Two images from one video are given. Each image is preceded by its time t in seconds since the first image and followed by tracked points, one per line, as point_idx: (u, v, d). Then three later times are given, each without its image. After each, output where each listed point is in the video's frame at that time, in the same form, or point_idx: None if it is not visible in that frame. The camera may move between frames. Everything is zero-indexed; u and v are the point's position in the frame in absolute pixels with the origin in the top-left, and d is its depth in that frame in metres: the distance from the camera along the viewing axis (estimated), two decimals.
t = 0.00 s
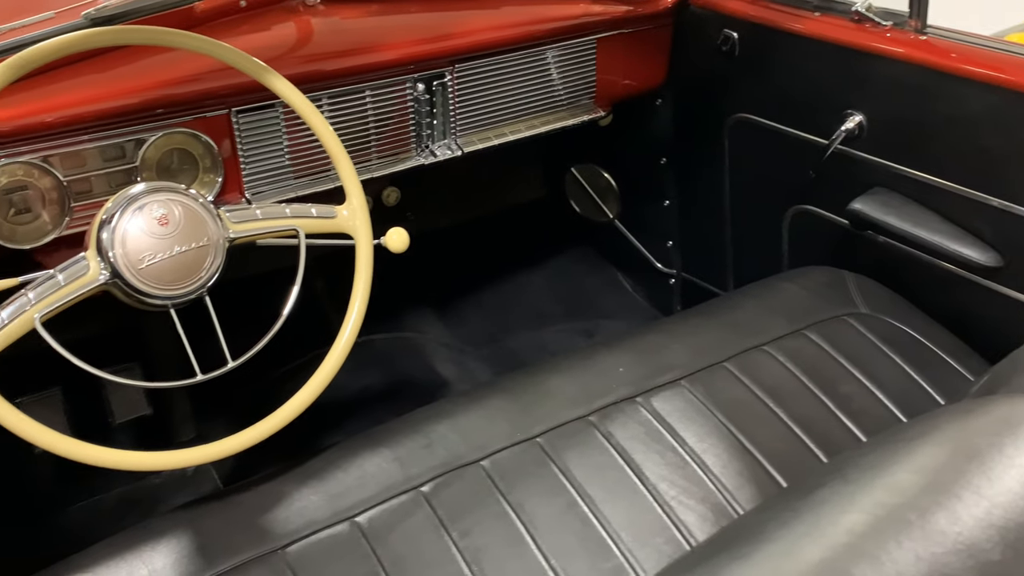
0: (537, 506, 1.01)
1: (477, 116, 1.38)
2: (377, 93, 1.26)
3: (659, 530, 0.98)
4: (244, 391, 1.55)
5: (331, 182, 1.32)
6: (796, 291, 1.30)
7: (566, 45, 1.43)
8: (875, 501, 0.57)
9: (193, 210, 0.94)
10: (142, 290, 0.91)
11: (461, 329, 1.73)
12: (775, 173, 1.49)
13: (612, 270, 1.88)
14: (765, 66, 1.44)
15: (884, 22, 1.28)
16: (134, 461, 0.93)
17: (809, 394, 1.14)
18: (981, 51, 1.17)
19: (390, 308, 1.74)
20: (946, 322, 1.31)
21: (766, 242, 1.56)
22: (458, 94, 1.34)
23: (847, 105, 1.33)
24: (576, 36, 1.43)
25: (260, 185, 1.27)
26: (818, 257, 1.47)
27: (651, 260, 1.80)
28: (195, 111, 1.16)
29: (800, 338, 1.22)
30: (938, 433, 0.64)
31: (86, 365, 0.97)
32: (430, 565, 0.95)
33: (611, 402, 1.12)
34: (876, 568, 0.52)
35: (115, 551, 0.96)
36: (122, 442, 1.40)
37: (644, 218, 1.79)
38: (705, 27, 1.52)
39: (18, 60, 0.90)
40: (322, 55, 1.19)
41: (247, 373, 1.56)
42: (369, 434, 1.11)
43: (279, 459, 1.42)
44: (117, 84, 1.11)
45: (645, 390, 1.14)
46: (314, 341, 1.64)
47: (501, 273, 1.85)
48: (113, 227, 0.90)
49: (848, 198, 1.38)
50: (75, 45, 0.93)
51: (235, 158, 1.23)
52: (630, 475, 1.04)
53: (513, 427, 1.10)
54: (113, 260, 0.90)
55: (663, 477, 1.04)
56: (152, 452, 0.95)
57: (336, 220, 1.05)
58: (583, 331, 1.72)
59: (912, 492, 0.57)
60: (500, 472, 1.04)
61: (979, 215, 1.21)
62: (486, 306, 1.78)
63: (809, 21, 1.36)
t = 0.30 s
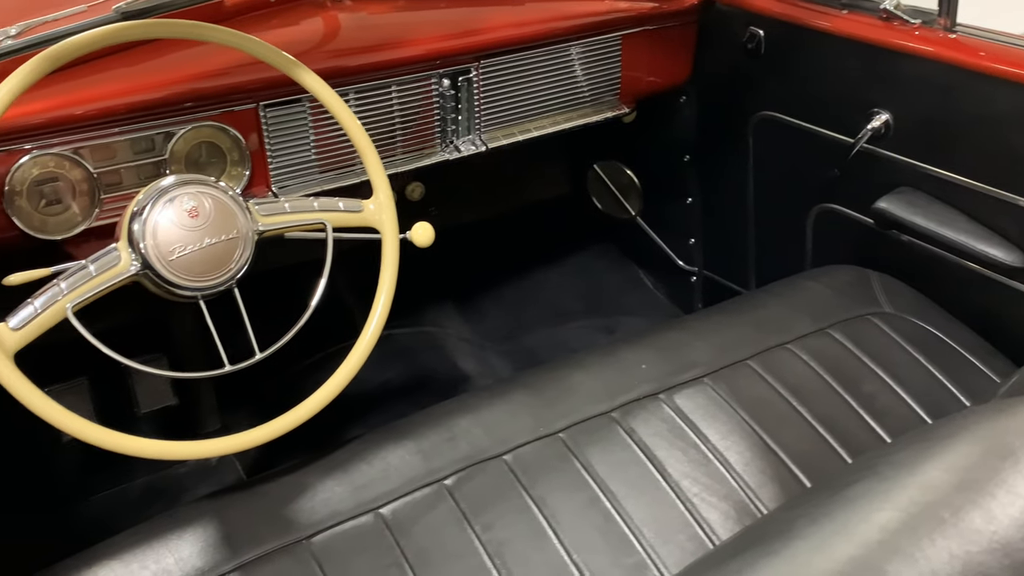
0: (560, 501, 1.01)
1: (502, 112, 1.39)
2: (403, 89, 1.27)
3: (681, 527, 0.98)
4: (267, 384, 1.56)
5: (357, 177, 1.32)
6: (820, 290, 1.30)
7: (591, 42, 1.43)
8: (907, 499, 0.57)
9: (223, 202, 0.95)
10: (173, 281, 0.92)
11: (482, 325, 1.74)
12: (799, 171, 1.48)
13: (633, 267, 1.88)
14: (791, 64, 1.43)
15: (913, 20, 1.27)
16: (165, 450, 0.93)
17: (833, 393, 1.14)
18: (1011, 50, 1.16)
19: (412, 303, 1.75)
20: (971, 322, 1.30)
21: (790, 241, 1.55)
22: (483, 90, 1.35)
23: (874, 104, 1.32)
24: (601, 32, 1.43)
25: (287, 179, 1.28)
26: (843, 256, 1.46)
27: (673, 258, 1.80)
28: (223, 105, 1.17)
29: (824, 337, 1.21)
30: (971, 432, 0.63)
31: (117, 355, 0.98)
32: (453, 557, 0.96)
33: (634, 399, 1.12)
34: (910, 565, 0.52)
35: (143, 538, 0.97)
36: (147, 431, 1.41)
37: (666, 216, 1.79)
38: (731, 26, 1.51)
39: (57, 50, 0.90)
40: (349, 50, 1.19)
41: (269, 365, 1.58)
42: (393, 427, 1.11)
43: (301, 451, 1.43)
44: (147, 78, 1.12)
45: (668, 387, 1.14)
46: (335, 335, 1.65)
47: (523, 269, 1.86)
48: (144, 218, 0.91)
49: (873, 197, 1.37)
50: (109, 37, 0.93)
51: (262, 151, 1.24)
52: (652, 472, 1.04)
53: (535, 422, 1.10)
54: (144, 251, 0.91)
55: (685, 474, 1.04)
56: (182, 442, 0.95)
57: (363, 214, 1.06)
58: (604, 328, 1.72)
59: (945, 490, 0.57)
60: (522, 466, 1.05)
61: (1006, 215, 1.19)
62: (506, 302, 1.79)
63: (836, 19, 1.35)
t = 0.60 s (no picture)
0: (581, 496, 1.01)
1: (525, 109, 1.40)
2: (428, 85, 1.28)
3: (702, 524, 0.98)
4: (289, 376, 1.57)
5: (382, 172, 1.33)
6: (843, 289, 1.29)
7: (614, 39, 1.43)
8: (936, 495, 0.57)
9: (251, 195, 0.95)
10: (202, 273, 0.93)
11: (502, 321, 1.74)
12: (823, 170, 1.48)
13: (653, 264, 1.88)
14: (816, 62, 1.43)
15: (939, 19, 1.26)
16: (192, 440, 0.94)
17: (855, 392, 1.13)
18: None
19: (433, 298, 1.76)
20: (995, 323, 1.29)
21: (812, 239, 1.55)
22: (507, 86, 1.36)
23: (898, 104, 1.31)
24: (625, 30, 1.43)
25: (312, 173, 1.29)
26: (866, 255, 1.45)
27: (694, 256, 1.79)
28: (249, 100, 1.19)
29: (846, 336, 1.21)
30: (1000, 431, 0.63)
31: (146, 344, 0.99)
32: (475, 550, 0.96)
33: (655, 395, 1.13)
34: (940, 561, 0.52)
35: (171, 526, 0.99)
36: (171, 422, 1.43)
37: (688, 214, 1.78)
38: (756, 24, 1.51)
39: (90, 43, 0.91)
40: (374, 46, 1.20)
41: (292, 358, 1.59)
42: (416, 421, 1.12)
43: (323, 444, 1.44)
44: (176, 72, 1.13)
45: (690, 384, 1.14)
46: (356, 329, 1.66)
47: (544, 266, 1.87)
48: (174, 211, 0.92)
49: (897, 196, 1.36)
50: (140, 32, 0.95)
51: (288, 145, 1.25)
52: (673, 468, 1.04)
53: (557, 417, 1.10)
54: (173, 244, 0.92)
55: (707, 471, 1.04)
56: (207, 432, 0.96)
57: (389, 208, 1.07)
58: (624, 325, 1.73)
59: (974, 487, 0.57)
60: (544, 461, 1.05)
61: None
62: (527, 298, 1.80)
63: (862, 17, 1.34)
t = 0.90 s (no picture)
0: (602, 492, 1.02)
1: (547, 105, 1.41)
2: (451, 81, 1.30)
3: (722, 521, 0.99)
4: (310, 370, 1.58)
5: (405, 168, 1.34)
6: (864, 289, 1.29)
7: (636, 36, 1.44)
8: (961, 489, 0.58)
9: (279, 189, 0.96)
10: (229, 265, 0.94)
11: (522, 317, 1.75)
12: (845, 169, 1.48)
13: (673, 263, 1.88)
14: (839, 60, 1.43)
15: (964, 18, 1.26)
16: (218, 429, 0.95)
17: (876, 391, 1.13)
18: None
19: (453, 294, 1.77)
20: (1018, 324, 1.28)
21: (833, 239, 1.55)
22: (530, 83, 1.38)
23: (921, 103, 1.31)
24: (646, 27, 1.44)
25: (337, 168, 1.30)
26: (888, 255, 1.45)
27: (715, 255, 1.80)
28: (275, 95, 1.20)
29: (867, 335, 1.21)
30: None
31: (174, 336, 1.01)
32: (496, 543, 0.97)
33: (676, 392, 1.13)
34: (967, 554, 0.52)
35: (197, 516, 1.00)
36: (194, 413, 1.45)
37: (708, 212, 1.78)
38: (779, 22, 1.51)
39: (122, 37, 0.93)
40: (399, 42, 1.22)
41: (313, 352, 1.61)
42: (438, 415, 1.13)
43: (344, 437, 1.46)
44: (204, 66, 1.14)
45: (711, 381, 1.14)
46: (377, 324, 1.67)
47: (564, 263, 1.88)
48: (203, 204, 0.93)
49: (919, 196, 1.36)
50: (169, 26, 0.96)
51: (313, 140, 1.27)
52: (694, 465, 1.05)
53: (578, 413, 1.11)
54: (202, 236, 0.93)
55: (727, 468, 1.04)
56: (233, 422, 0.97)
57: (413, 204, 1.08)
58: (643, 323, 1.73)
59: (1001, 482, 0.57)
60: (565, 456, 1.06)
61: None
62: (547, 295, 1.81)
63: (886, 16, 1.34)
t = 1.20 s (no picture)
0: (622, 487, 1.03)
1: (569, 102, 1.42)
2: (474, 77, 1.31)
3: (742, 518, 0.99)
4: (330, 364, 1.60)
5: (429, 164, 1.35)
6: (885, 288, 1.29)
7: (657, 34, 1.45)
8: (984, 483, 0.58)
9: (306, 182, 0.97)
10: (256, 258, 0.95)
11: (541, 314, 1.77)
12: (866, 169, 1.47)
13: (693, 262, 1.89)
14: (861, 59, 1.42)
15: (988, 17, 1.25)
16: (243, 420, 0.97)
17: (897, 390, 1.13)
18: None
19: (473, 291, 1.79)
20: None
21: (854, 239, 1.54)
22: (552, 80, 1.38)
23: (944, 102, 1.30)
24: (668, 25, 1.44)
25: (359, 164, 1.32)
26: (909, 255, 1.45)
27: (734, 254, 1.80)
28: (299, 90, 1.21)
29: (888, 334, 1.20)
30: None
31: (202, 327, 1.02)
32: (517, 536, 0.98)
33: (696, 389, 1.13)
34: (991, 545, 0.52)
35: (223, 505, 1.02)
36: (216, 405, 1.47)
37: (728, 210, 1.79)
38: (801, 21, 1.51)
39: (154, 31, 0.94)
40: (423, 39, 1.23)
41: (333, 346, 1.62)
42: (459, 409, 1.14)
43: (364, 431, 1.47)
44: (231, 61, 1.16)
45: (731, 378, 1.15)
46: (397, 319, 1.69)
47: (583, 261, 1.89)
48: (231, 198, 0.94)
49: (941, 195, 1.35)
50: (198, 22, 0.97)
51: (337, 135, 1.28)
52: (713, 462, 1.05)
53: (598, 409, 1.12)
54: (230, 229, 0.94)
55: (747, 465, 1.04)
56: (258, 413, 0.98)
57: (437, 199, 1.09)
58: (662, 321, 1.74)
59: None
60: (585, 451, 1.07)
61: None
62: (566, 293, 1.82)
63: (909, 15, 1.33)
